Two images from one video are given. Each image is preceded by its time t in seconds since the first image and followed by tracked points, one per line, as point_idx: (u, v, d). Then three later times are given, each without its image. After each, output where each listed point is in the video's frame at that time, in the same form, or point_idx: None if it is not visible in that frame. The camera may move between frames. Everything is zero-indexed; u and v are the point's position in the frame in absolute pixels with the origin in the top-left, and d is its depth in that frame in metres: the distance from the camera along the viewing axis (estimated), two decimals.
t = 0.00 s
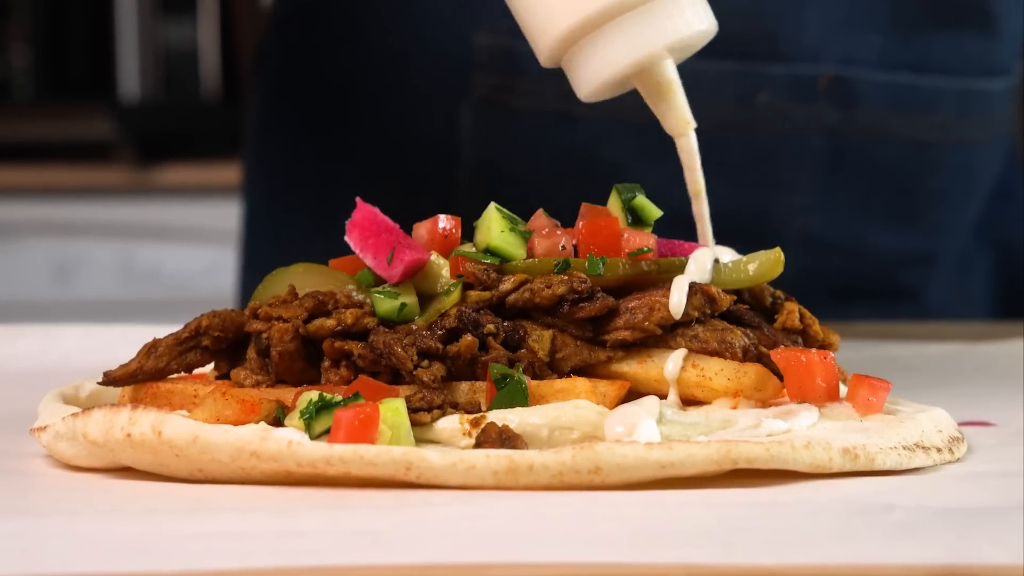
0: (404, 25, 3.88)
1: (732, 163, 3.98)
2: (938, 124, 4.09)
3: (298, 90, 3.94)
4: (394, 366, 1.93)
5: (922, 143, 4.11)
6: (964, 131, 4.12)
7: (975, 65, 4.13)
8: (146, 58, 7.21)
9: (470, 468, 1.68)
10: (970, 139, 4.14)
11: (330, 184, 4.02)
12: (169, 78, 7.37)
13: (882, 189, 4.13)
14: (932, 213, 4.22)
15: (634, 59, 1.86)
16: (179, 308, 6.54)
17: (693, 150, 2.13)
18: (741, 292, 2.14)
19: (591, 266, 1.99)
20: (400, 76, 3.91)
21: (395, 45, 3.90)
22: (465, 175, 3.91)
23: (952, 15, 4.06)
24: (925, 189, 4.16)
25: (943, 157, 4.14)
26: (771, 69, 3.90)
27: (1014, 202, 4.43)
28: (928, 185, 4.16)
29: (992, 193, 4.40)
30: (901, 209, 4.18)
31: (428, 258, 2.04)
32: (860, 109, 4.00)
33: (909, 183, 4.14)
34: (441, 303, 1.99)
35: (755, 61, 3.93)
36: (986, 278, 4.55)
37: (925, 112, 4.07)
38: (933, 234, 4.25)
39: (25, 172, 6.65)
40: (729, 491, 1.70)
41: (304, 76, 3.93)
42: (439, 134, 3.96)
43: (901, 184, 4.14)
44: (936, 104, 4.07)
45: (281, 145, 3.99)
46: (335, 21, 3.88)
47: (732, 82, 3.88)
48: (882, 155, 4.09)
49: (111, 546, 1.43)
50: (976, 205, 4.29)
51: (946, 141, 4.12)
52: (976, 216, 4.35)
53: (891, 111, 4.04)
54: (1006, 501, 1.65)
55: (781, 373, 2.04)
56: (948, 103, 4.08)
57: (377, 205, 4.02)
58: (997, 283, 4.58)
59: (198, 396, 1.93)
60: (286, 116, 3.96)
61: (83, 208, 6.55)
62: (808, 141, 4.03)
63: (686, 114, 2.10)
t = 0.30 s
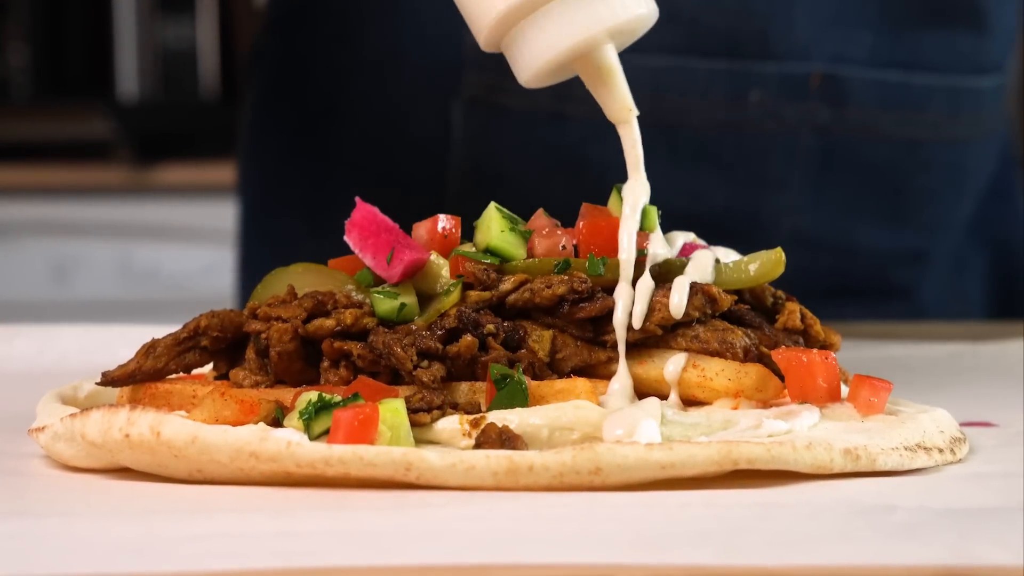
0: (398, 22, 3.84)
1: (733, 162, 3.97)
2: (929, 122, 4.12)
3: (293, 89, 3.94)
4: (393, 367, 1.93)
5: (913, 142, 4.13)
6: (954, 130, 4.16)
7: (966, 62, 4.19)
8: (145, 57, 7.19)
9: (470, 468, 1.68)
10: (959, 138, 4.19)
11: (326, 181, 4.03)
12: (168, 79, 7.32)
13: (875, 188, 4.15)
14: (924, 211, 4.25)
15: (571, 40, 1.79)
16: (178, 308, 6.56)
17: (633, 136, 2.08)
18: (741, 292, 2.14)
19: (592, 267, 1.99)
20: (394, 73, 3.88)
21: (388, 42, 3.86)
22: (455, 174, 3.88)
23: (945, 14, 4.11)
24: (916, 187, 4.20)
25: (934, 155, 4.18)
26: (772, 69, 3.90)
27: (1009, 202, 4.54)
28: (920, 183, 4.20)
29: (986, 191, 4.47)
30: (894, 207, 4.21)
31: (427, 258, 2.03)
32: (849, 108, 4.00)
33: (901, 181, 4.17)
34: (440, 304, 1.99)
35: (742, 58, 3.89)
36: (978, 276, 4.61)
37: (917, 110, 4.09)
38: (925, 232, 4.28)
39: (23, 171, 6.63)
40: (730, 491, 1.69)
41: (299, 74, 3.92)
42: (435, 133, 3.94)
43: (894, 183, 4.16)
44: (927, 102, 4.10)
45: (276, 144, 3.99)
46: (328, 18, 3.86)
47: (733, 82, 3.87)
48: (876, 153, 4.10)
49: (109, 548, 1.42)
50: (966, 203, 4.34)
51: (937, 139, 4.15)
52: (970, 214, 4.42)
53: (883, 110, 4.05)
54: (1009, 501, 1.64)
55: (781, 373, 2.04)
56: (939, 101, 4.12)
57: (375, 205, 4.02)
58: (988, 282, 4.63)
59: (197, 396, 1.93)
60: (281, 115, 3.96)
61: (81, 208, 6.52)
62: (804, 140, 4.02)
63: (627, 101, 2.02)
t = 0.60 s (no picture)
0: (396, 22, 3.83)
1: (733, 163, 3.96)
2: (926, 122, 4.13)
3: (291, 88, 3.93)
4: (393, 367, 1.92)
5: (910, 141, 4.15)
6: (950, 129, 4.18)
7: (962, 62, 4.20)
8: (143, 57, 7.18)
9: (470, 469, 1.67)
10: (956, 137, 4.21)
11: (325, 182, 4.01)
12: (167, 78, 7.32)
13: (873, 188, 4.15)
14: (921, 211, 4.26)
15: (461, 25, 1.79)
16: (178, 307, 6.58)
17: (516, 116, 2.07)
18: (742, 292, 2.13)
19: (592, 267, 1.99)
20: (392, 72, 3.87)
21: (385, 41, 3.86)
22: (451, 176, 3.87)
23: (942, 14, 4.13)
24: (913, 187, 4.21)
25: (930, 155, 4.20)
26: (771, 69, 3.90)
27: (1006, 201, 4.56)
28: (917, 183, 4.21)
29: (983, 190, 4.50)
30: (891, 208, 4.21)
31: (427, 258, 2.03)
32: (848, 109, 4.00)
33: (897, 181, 4.18)
34: (440, 305, 1.98)
35: (741, 59, 3.89)
36: (978, 277, 4.60)
37: (913, 110, 4.11)
38: (922, 232, 4.29)
39: (22, 171, 6.63)
40: (731, 492, 1.68)
41: (297, 73, 3.92)
42: (433, 133, 3.94)
43: (890, 182, 4.17)
44: (923, 102, 4.11)
45: (274, 143, 3.98)
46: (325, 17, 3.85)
47: (733, 82, 3.87)
48: (873, 153, 4.11)
49: (107, 549, 1.41)
50: (963, 202, 4.35)
51: (933, 139, 4.17)
52: (966, 215, 4.43)
53: (879, 109, 4.06)
54: (1010, 501, 1.64)
55: (782, 373, 2.03)
56: (935, 101, 4.13)
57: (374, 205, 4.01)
58: (987, 282, 4.63)
59: (196, 397, 1.92)
60: (279, 114, 3.95)
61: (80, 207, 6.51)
62: (804, 140, 4.02)
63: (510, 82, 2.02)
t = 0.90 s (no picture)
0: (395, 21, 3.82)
1: (733, 163, 3.95)
2: (926, 122, 4.12)
3: (289, 87, 3.93)
4: (393, 367, 1.92)
5: (909, 142, 4.14)
6: (951, 129, 4.17)
7: (962, 63, 4.19)
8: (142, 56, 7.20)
9: (470, 470, 1.67)
10: (956, 137, 4.20)
11: (325, 183, 4.00)
12: (165, 77, 7.35)
13: (873, 189, 4.14)
14: (921, 212, 4.25)
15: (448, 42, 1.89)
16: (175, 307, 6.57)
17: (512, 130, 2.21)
18: (743, 292, 2.12)
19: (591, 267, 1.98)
20: (391, 72, 3.86)
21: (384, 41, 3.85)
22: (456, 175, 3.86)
23: (941, 14, 4.12)
24: (913, 187, 4.19)
25: (930, 156, 4.19)
26: (771, 69, 3.89)
27: (1006, 202, 4.56)
28: (917, 184, 4.19)
29: (983, 191, 4.49)
30: (891, 208, 4.19)
31: (427, 258, 2.02)
32: (847, 109, 3.99)
33: (897, 181, 4.16)
34: (439, 305, 1.97)
35: (740, 59, 3.89)
36: (977, 277, 4.60)
37: (913, 110, 4.10)
38: (923, 233, 4.27)
39: (20, 170, 6.63)
40: (731, 493, 1.68)
41: (295, 72, 3.91)
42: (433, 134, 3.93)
43: (891, 183, 4.15)
44: (923, 102, 4.10)
45: (273, 142, 3.98)
46: (323, 16, 3.84)
47: (733, 82, 3.86)
48: (873, 153, 4.10)
49: (106, 550, 1.41)
50: (963, 202, 4.34)
51: (933, 139, 4.16)
52: (966, 215, 4.43)
53: (879, 109, 4.05)
54: (1012, 502, 1.63)
55: (783, 374, 2.02)
56: (935, 101, 4.12)
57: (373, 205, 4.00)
58: (986, 282, 4.63)
59: (195, 397, 1.92)
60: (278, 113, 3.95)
61: (80, 207, 6.52)
62: (805, 140, 4.01)
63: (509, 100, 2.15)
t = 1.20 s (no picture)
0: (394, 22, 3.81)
1: (733, 163, 3.94)
2: (927, 124, 4.11)
3: (287, 87, 3.92)
4: (391, 367, 1.91)
5: (909, 143, 4.13)
6: (950, 129, 4.17)
7: (961, 64, 4.19)
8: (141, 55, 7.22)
9: (469, 470, 1.66)
10: (955, 137, 4.20)
11: (324, 182, 4.00)
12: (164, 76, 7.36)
13: (871, 190, 4.13)
14: (919, 212, 4.25)
15: (409, 53, 1.78)
16: (174, 307, 6.57)
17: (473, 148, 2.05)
18: (744, 292, 2.11)
19: (591, 267, 1.97)
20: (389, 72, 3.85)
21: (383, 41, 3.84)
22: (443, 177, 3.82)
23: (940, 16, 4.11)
24: (911, 188, 4.18)
25: (929, 157, 4.18)
26: (771, 69, 3.89)
27: (1004, 202, 4.56)
28: (916, 185, 4.19)
29: (982, 191, 4.50)
30: (889, 209, 4.18)
31: (427, 258, 2.01)
32: (845, 110, 3.98)
33: (897, 182, 4.15)
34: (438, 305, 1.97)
35: (738, 60, 3.88)
36: (975, 277, 4.62)
37: (912, 112, 4.09)
38: (921, 233, 4.27)
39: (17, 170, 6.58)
40: (732, 494, 1.67)
41: (293, 73, 3.90)
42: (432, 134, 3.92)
43: (889, 184, 4.14)
44: (922, 103, 4.09)
45: (272, 143, 3.98)
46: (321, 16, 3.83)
47: (732, 81, 3.86)
48: (871, 154, 4.09)
49: (105, 551, 1.40)
50: (960, 202, 4.35)
51: (931, 139, 4.15)
52: (965, 215, 4.43)
53: (877, 111, 4.03)
54: (1014, 503, 1.62)
55: (784, 374, 2.01)
56: (934, 102, 4.11)
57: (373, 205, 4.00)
58: (984, 281, 4.64)
59: (193, 397, 1.91)
60: (277, 114, 3.95)
61: (77, 206, 6.51)
62: (805, 141, 4.00)
63: (470, 113, 2.00)
